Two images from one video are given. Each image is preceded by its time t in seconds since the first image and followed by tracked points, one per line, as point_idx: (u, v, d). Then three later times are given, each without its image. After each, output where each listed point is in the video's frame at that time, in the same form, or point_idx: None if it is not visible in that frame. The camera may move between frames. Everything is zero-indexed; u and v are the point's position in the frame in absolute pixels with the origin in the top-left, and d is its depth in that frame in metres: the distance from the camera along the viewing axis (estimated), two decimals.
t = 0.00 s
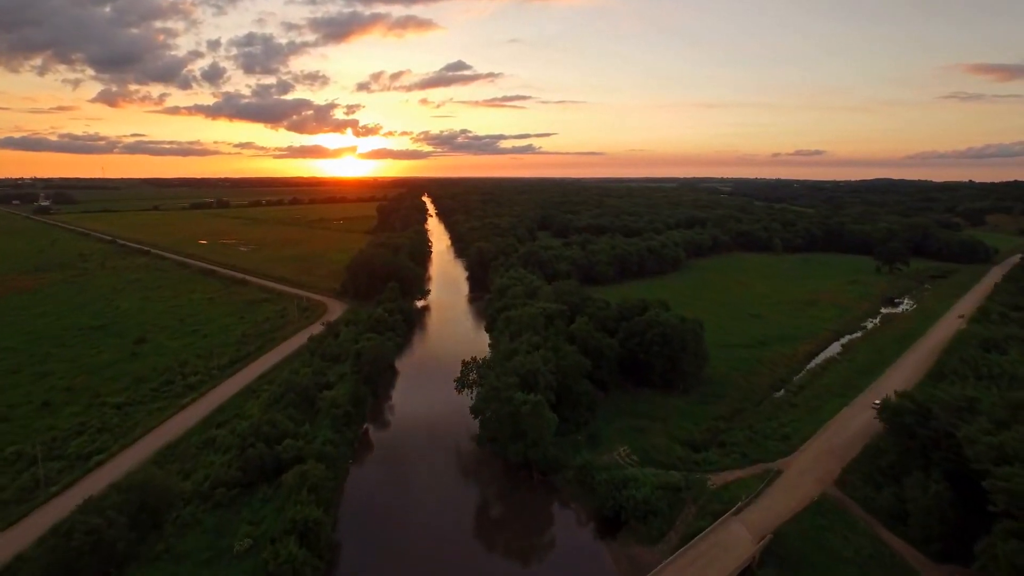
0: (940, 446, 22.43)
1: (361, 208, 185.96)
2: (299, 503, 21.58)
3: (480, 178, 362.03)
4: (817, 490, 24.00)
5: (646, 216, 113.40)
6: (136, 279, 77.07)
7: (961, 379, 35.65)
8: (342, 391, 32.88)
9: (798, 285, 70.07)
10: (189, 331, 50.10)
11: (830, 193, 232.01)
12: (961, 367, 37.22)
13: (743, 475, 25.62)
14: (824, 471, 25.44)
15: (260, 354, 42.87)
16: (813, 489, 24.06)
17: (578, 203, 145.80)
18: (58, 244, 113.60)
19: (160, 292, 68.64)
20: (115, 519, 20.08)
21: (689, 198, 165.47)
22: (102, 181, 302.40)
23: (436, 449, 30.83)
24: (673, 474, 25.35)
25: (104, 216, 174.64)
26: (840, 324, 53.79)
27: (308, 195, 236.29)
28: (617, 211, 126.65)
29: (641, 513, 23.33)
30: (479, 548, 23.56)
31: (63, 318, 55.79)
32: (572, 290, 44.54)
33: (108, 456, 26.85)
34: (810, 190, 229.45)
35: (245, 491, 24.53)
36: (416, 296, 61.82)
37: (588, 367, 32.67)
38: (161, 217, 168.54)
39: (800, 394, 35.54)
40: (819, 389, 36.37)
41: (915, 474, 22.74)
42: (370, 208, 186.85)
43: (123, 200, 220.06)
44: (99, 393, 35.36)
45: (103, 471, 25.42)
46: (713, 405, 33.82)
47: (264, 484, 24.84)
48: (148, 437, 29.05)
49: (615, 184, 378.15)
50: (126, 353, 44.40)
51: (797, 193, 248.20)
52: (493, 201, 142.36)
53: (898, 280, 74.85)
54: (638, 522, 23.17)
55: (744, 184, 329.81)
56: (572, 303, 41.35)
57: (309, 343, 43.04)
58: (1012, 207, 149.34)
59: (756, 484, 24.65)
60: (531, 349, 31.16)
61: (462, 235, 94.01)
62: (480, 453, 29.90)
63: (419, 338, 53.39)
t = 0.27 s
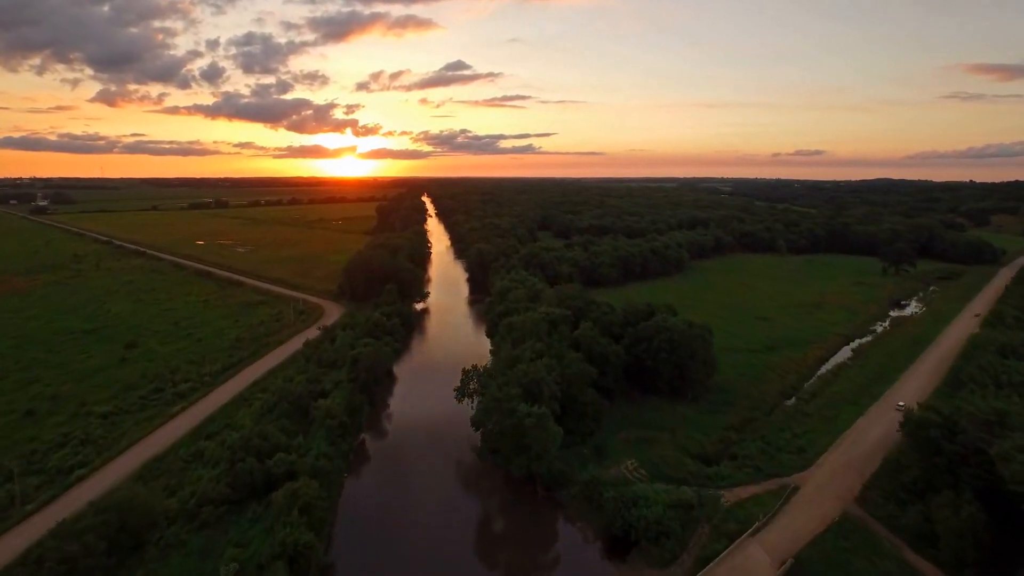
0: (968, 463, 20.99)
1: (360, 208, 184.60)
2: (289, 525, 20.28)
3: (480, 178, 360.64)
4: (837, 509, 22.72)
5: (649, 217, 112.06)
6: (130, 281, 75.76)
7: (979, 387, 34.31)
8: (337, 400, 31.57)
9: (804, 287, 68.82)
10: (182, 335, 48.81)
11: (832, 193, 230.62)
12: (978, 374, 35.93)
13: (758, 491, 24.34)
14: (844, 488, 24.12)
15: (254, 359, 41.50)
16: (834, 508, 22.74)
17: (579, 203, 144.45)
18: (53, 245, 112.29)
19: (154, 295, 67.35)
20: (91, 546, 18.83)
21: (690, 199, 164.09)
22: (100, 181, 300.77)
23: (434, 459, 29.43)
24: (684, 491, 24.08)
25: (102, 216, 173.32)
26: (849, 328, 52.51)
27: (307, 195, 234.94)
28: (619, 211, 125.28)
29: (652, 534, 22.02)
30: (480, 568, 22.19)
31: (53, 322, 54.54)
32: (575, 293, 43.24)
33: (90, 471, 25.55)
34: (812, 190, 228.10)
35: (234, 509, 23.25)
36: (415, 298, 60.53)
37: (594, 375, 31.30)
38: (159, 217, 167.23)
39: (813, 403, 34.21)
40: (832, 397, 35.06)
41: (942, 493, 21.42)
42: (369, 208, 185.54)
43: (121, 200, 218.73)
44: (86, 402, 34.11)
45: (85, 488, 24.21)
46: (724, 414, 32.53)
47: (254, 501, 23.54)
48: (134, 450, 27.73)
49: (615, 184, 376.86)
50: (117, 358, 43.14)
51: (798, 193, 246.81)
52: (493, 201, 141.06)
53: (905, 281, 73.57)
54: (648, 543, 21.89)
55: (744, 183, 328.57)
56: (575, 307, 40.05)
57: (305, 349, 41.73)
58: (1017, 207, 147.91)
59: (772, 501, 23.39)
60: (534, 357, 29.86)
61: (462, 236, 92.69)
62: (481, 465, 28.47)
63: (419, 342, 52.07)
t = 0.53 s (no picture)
0: (975, 467, 20.72)
1: (360, 208, 184.19)
2: (287, 531, 19.94)
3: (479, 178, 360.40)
4: (843, 514, 22.41)
5: (649, 217, 111.89)
6: (129, 281, 75.55)
7: (984, 389, 34.02)
8: (336, 403, 31.27)
9: (806, 287, 68.62)
10: (180, 336, 48.55)
11: (832, 193, 230.53)
12: (983, 376, 35.61)
13: (762, 495, 24.02)
14: (849, 492, 23.82)
15: (252, 360, 41.28)
16: (839, 513, 22.44)
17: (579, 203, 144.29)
18: (53, 245, 112.05)
19: (153, 295, 67.10)
20: (85, 552, 18.50)
21: (691, 199, 163.95)
22: (99, 181, 300.50)
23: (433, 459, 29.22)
24: (688, 495, 23.77)
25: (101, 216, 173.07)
26: (851, 328, 52.27)
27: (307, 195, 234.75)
28: (619, 211, 125.04)
29: (655, 539, 21.70)
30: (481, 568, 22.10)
31: (51, 322, 54.29)
32: (576, 294, 42.93)
33: (86, 474, 25.24)
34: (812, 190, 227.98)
35: (231, 514, 22.93)
36: (415, 298, 60.30)
37: (596, 377, 30.97)
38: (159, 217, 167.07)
39: (815, 405, 33.92)
40: (835, 399, 34.76)
41: (950, 497, 21.11)
42: (369, 208, 185.11)
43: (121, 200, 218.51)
44: (83, 403, 33.84)
45: (81, 492, 23.90)
46: (726, 416, 32.24)
47: (251, 505, 23.22)
48: (130, 453, 27.39)
49: (615, 184, 376.70)
50: (114, 359, 42.86)
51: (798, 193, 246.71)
52: (493, 201, 140.79)
53: (906, 281, 73.37)
54: (651, 548, 21.57)
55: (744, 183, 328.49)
56: (577, 308, 39.74)
57: (304, 350, 41.46)
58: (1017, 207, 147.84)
59: (777, 505, 23.06)
60: (535, 359, 29.54)
61: (462, 236, 92.50)
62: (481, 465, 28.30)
63: (419, 342, 51.82)
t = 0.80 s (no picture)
0: (975, 467, 20.72)
1: (360, 208, 184.22)
2: (286, 531, 19.91)
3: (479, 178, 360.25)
4: (843, 514, 22.40)
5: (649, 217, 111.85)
6: (129, 281, 75.54)
7: (984, 389, 34.02)
8: (336, 403, 31.30)
9: (805, 287, 68.64)
10: (180, 336, 48.55)
11: (832, 193, 230.51)
12: (983, 376, 35.60)
13: (762, 495, 24.00)
14: (849, 492, 23.80)
15: (252, 360, 41.27)
16: (840, 513, 22.44)
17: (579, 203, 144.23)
18: (53, 245, 111.97)
19: (153, 294, 67.10)
20: (85, 552, 18.50)
21: (691, 199, 163.91)
22: (99, 181, 300.27)
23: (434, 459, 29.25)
24: (688, 495, 23.75)
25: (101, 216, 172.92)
26: (851, 328, 52.29)
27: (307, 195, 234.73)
28: (619, 211, 125.01)
29: (655, 539, 21.70)
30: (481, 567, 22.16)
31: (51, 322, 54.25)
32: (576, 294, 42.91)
33: (86, 474, 25.24)
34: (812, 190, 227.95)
35: (231, 514, 22.92)
36: (415, 298, 60.31)
37: (596, 377, 30.96)
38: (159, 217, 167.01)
39: (815, 405, 33.90)
40: (835, 399, 34.74)
41: (950, 497, 21.09)
42: (369, 208, 185.16)
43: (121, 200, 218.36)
44: (82, 403, 33.84)
45: (81, 492, 23.90)
46: (726, 416, 32.24)
47: (251, 505, 23.21)
48: (130, 453, 27.38)
49: (615, 184, 376.56)
50: (114, 359, 42.84)
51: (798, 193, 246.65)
52: (493, 202, 140.64)
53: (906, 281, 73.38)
54: (651, 548, 21.56)
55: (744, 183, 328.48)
56: (577, 308, 39.72)
57: (304, 350, 41.46)
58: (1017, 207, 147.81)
59: (777, 505, 23.05)
60: (535, 359, 29.52)
61: (462, 236, 92.49)
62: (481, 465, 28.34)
63: (419, 342, 51.81)
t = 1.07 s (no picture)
0: (975, 467, 20.73)
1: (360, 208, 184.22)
2: (286, 531, 19.89)
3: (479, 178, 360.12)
4: (843, 514, 22.39)
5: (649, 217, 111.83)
6: (129, 281, 75.52)
7: (984, 389, 34.01)
8: (336, 403, 31.31)
9: (805, 287, 68.66)
10: (179, 336, 48.54)
11: (832, 193, 230.47)
12: (982, 376, 35.57)
13: (762, 496, 23.99)
14: (849, 493, 23.77)
15: (252, 360, 41.25)
16: (840, 513, 22.44)
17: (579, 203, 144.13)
18: (53, 245, 111.87)
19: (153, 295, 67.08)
20: (85, 552, 18.50)
21: (691, 199, 163.87)
22: (99, 181, 300.04)
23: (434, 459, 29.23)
24: (688, 496, 23.74)
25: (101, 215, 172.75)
26: (851, 328, 52.28)
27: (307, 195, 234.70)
28: (620, 211, 124.98)
29: (655, 539, 21.69)
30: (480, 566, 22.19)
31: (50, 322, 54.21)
32: (576, 294, 42.89)
33: (86, 475, 25.25)
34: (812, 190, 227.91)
35: (231, 514, 22.92)
36: (415, 298, 60.30)
37: (595, 377, 30.96)
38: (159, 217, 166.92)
39: (815, 405, 33.89)
40: (835, 399, 34.74)
41: (950, 497, 21.07)
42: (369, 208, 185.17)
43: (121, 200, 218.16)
44: (82, 403, 33.84)
45: (80, 492, 23.89)
46: (726, 416, 32.25)
47: (251, 505, 23.21)
48: (130, 453, 27.38)
49: (615, 184, 376.43)
50: (114, 359, 42.81)
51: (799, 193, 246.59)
52: (493, 202, 140.61)
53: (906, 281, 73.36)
54: (651, 548, 21.55)
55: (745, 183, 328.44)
56: (577, 308, 39.71)
57: (304, 349, 41.46)
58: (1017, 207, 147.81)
59: (777, 505, 23.04)
60: (535, 359, 29.52)
61: (462, 236, 92.47)
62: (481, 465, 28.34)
63: (419, 342, 51.78)
